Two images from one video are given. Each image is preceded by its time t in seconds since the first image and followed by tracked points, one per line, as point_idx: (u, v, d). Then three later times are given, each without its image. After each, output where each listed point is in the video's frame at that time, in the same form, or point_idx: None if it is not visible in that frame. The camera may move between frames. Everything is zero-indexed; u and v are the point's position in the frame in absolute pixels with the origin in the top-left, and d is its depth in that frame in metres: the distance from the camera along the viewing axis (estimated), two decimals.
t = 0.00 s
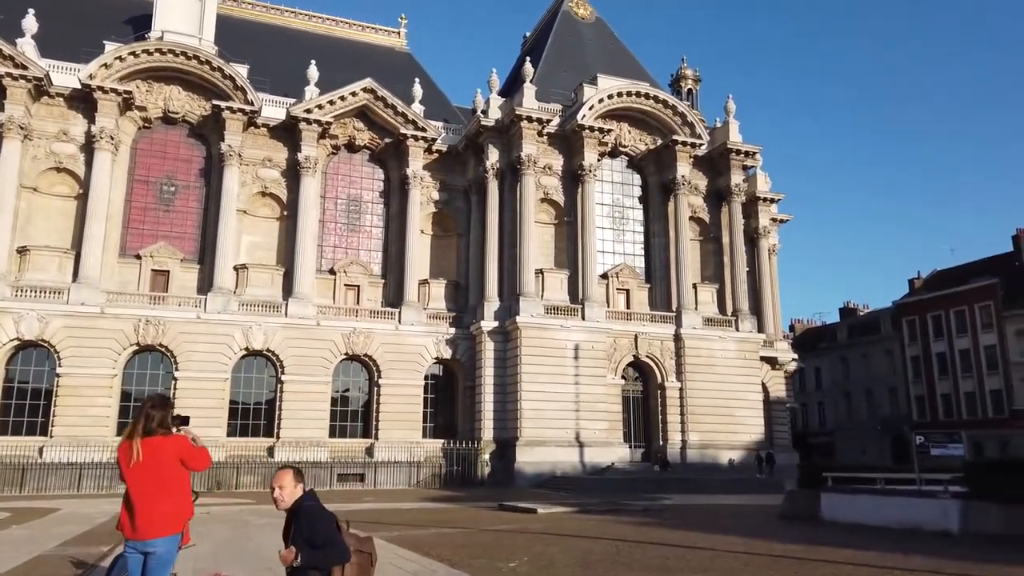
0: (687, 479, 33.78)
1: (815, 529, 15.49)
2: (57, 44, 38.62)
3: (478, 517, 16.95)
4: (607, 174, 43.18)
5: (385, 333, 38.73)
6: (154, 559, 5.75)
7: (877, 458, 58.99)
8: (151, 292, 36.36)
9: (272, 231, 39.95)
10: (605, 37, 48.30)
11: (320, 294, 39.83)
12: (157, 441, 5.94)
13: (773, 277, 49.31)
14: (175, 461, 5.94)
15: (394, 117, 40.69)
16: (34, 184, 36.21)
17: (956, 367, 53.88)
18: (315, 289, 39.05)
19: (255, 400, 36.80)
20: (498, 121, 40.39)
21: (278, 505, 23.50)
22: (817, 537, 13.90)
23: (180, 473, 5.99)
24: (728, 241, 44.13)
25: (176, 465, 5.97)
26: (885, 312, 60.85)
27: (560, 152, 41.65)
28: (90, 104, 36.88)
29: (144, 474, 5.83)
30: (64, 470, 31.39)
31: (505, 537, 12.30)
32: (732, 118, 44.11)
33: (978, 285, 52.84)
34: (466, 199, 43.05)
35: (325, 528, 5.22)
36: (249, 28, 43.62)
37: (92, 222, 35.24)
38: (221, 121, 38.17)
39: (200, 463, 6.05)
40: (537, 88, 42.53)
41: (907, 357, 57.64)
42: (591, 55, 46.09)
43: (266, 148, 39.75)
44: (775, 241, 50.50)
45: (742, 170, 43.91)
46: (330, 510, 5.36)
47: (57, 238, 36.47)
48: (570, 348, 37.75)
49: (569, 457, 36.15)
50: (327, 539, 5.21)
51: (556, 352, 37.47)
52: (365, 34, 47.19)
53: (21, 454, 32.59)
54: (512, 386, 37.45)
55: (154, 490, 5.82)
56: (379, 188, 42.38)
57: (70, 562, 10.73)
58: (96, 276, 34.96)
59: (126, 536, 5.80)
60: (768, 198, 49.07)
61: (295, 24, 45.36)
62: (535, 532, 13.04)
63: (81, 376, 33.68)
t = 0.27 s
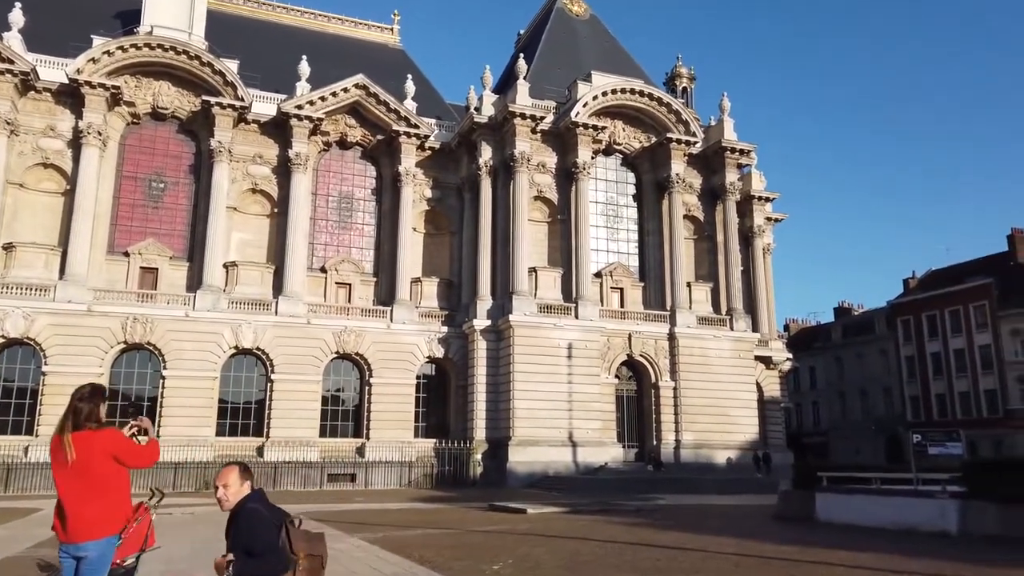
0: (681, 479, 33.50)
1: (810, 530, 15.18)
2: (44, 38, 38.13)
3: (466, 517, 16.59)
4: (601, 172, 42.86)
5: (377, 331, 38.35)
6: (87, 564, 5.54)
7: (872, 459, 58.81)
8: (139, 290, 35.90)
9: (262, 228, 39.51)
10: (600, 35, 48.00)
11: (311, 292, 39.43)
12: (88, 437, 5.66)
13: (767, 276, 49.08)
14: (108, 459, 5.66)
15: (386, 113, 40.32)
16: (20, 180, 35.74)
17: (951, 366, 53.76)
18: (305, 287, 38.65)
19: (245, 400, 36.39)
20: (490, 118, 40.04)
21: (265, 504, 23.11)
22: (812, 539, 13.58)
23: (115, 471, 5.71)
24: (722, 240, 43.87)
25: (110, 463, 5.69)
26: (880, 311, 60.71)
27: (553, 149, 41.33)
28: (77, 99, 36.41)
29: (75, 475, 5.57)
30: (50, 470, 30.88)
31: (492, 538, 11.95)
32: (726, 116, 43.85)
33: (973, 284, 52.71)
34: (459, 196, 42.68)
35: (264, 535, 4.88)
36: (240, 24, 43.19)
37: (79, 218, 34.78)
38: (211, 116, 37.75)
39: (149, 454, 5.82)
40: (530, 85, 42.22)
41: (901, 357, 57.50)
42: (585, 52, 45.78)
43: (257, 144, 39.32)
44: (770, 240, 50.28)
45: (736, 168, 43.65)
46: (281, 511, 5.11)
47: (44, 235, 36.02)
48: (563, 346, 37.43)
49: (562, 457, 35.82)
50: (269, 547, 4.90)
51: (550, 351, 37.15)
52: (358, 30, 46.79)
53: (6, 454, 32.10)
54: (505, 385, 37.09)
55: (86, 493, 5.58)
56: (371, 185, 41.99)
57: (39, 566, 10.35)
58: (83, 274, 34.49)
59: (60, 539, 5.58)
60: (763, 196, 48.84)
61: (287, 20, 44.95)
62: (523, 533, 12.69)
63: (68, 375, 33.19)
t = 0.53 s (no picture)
0: (668, 480, 33.28)
1: (798, 533, 14.94)
2: (24, 31, 37.45)
3: (447, 520, 16.24)
4: (590, 170, 42.60)
5: (362, 330, 37.92)
6: None
7: (859, 459, 58.87)
8: (121, 288, 35.32)
9: (246, 226, 39.00)
10: (589, 32, 47.73)
11: (296, 291, 38.96)
12: None
13: (756, 276, 48.99)
14: (11, 463, 5.70)
15: (373, 110, 39.91)
16: None
17: (938, 367, 53.87)
18: (290, 285, 38.17)
19: (228, 400, 35.90)
20: (478, 116, 39.70)
21: (247, 506, 22.70)
22: (800, 542, 13.32)
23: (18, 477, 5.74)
24: (711, 240, 43.72)
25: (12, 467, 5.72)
26: (867, 312, 60.78)
27: (542, 147, 41.03)
28: (58, 94, 35.78)
29: None
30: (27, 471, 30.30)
31: (472, 542, 11.61)
32: (715, 115, 43.70)
33: (960, 285, 52.83)
34: (446, 194, 42.32)
35: (185, 558, 4.74)
36: (225, 19, 42.65)
37: (59, 215, 34.16)
38: (195, 112, 37.22)
39: (76, 440, 6.16)
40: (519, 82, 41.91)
41: (889, 357, 57.58)
42: (573, 50, 45.50)
43: (241, 141, 38.82)
44: (759, 240, 50.20)
45: (725, 167, 43.48)
46: (209, 515, 4.91)
47: (23, 232, 35.37)
48: (551, 346, 37.13)
49: (549, 457, 35.53)
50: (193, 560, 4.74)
51: (537, 350, 36.84)
52: (344, 26, 46.32)
53: None
54: (492, 384, 36.75)
55: None
56: (357, 182, 41.55)
57: None
58: (63, 271, 33.88)
59: None
60: (752, 196, 48.73)
61: (272, 15, 44.43)
62: (505, 536, 12.35)
63: (46, 374, 32.59)
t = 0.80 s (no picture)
0: (656, 480, 33.03)
1: (787, 533, 14.67)
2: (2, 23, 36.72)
3: (429, 520, 15.86)
4: (578, 168, 42.31)
5: (348, 328, 37.46)
6: None
7: (847, 458, 58.92)
8: (101, 285, 34.69)
9: (230, 222, 38.43)
10: (577, 29, 47.44)
11: (280, 288, 38.44)
12: None
13: (744, 275, 48.87)
14: None
15: (359, 106, 39.46)
16: None
17: (925, 366, 53.98)
18: (274, 283, 37.65)
19: (211, 399, 35.28)
20: (465, 112, 39.33)
21: (228, 506, 22.28)
22: (789, 543, 13.06)
23: None
24: (699, 238, 43.52)
25: None
26: (855, 311, 60.86)
27: (530, 144, 40.71)
28: (37, 87, 35.10)
29: None
30: (3, 471, 29.66)
31: (452, 544, 11.24)
32: (704, 113, 43.53)
33: (947, 284, 52.95)
34: (434, 191, 41.91)
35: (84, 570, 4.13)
36: (209, 13, 42.05)
37: (37, 210, 33.49)
38: (177, 106, 36.64)
39: None
40: (506, 78, 41.57)
41: (876, 357, 57.66)
42: (562, 47, 45.20)
43: (225, 136, 38.27)
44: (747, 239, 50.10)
45: (714, 165, 43.30)
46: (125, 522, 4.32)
47: None
48: (538, 345, 36.81)
49: (536, 456, 35.20)
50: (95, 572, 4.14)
51: (525, 349, 36.51)
52: (330, 21, 45.83)
53: None
54: (478, 383, 36.39)
55: None
56: (343, 179, 41.08)
57: None
58: (41, 267, 33.22)
59: None
60: (741, 194, 48.60)
61: (257, 9, 43.87)
62: (488, 537, 12.01)
63: (23, 372, 31.93)
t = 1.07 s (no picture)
0: (651, 480, 32.72)
1: (786, 536, 14.35)
2: None
3: (419, 522, 15.50)
4: (573, 165, 41.97)
5: (340, 327, 37.06)
6: None
7: (843, 458, 58.72)
8: (89, 282, 34.24)
9: (221, 219, 37.99)
10: (573, 26, 47.10)
11: (272, 286, 38.01)
12: None
13: (740, 274, 48.58)
14: None
15: (352, 102, 39.06)
16: None
17: (921, 365, 53.79)
18: (266, 280, 37.24)
19: (201, 397, 34.88)
20: (460, 108, 38.96)
21: (217, 507, 21.91)
22: (788, 546, 12.73)
23: None
24: (695, 236, 43.22)
25: None
26: (851, 310, 60.66)
27: (524, 141, 40.35)
28: (24, 81, 34.62)
29: None
30: None
31: (440, 547, 10.87)
32: (700, 111, 43.23)
33: (943, 283, 52.76)
34: (427, 189, 41.52)
35: None
36: (200, 7, 41.58)
37: (24, 206, 33.03)
38: (167, 102, 36.20)
39: None
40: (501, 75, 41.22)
41: (872, 356, 57.46)
42: (557, 44, 44.84)
43: (216, 132, 37.84)
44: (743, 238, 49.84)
45: (710, 163, 43.02)
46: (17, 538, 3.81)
47: None
48: (532, 343, 36.46)
49: (530, 456, 34.85)
50: None
51: (519, 347, 36.17)
52: (324, 17, 45.40)
53: None
54: (472, 382, 36.02)
55: None
56: (336, 176, 40.66)
57: None
58: (28, 264, 32.75)
59: None
60: (737, 193, 48.32)
61: (249, 4, 43.43)
62: (478, 540, 11.64)
63: (10, 370, 31.46)
